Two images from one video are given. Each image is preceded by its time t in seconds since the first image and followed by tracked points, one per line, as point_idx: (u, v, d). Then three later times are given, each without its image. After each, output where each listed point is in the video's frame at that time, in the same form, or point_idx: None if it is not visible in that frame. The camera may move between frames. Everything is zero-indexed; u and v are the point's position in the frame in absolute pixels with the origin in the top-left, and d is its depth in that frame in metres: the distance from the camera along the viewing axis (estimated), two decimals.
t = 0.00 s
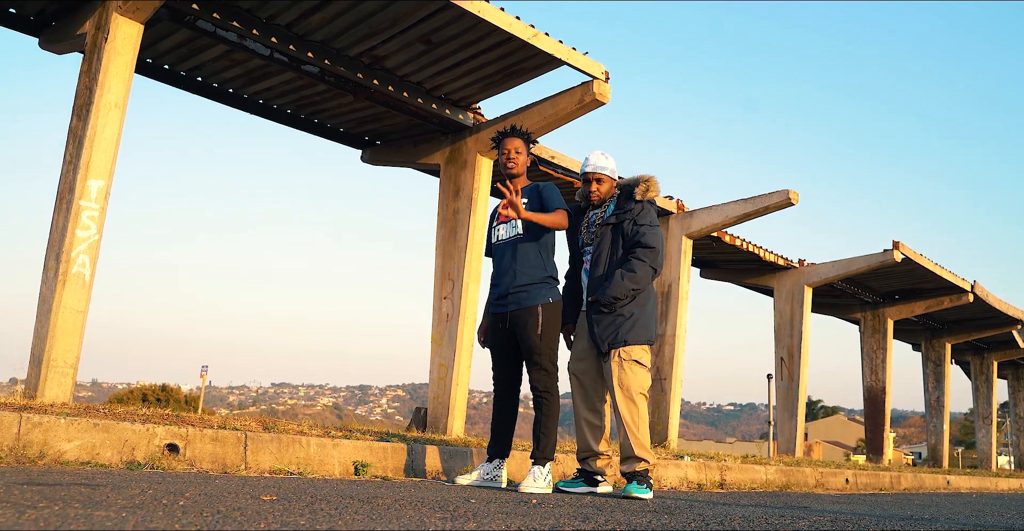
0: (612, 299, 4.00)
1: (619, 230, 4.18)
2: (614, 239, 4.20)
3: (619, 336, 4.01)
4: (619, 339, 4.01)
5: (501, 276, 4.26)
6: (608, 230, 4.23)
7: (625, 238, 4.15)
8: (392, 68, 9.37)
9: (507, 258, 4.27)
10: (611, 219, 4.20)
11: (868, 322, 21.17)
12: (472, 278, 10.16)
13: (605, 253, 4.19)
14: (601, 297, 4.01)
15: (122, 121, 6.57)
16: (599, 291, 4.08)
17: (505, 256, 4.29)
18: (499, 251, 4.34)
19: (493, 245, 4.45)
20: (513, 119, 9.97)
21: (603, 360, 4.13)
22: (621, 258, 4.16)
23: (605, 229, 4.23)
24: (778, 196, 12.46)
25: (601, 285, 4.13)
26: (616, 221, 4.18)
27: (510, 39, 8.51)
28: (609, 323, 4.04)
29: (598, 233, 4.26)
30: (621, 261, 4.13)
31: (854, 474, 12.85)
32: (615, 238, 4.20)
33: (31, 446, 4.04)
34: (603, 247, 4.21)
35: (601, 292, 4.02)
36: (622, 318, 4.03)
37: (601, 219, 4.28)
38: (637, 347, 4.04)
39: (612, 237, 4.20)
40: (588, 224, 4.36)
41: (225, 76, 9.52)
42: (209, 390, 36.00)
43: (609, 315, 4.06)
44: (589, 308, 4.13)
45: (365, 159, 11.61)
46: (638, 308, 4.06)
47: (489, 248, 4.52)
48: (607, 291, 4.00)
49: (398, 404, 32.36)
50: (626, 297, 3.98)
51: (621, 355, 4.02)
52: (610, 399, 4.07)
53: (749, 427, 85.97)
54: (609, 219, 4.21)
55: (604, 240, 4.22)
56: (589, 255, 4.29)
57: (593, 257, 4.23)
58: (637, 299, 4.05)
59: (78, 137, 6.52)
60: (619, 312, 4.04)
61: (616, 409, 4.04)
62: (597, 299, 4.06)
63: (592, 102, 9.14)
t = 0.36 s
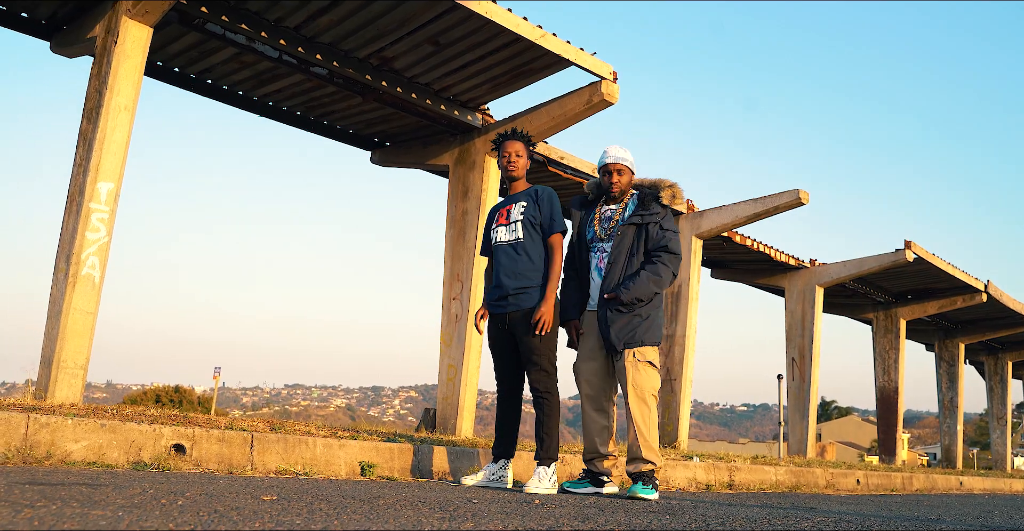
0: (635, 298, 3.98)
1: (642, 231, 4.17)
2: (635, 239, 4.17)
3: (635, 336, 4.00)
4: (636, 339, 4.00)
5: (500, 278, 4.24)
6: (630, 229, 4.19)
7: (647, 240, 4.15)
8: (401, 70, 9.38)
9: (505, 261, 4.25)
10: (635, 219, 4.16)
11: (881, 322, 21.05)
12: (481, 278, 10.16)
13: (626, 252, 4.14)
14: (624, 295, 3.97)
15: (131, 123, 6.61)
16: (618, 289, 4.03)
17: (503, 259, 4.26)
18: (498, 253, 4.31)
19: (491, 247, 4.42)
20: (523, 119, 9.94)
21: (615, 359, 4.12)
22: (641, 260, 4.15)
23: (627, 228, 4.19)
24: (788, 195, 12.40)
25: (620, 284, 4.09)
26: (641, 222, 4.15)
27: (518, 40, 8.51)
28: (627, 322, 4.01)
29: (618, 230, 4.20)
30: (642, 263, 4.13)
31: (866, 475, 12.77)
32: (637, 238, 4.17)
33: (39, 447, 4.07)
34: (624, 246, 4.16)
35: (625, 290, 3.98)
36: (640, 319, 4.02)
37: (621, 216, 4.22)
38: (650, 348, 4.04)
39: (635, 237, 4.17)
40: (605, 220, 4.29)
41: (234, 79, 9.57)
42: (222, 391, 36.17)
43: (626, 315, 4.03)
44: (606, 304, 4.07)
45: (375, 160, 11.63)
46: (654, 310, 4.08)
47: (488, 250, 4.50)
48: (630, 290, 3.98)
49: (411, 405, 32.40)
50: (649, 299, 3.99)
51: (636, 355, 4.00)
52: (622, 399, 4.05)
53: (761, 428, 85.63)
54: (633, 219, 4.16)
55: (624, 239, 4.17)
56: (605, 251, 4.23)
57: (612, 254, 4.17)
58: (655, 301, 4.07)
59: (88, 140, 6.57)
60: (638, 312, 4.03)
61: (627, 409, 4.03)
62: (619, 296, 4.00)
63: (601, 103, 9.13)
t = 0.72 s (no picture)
0: (632, 302, 3.97)
1: (643, 235, 4.16)
2: (636, 242, 4.17)
3: (632, 339, 4.00)
4: (633, 342, 4.00)
5: (494, 281, 4.22)
6: (631, 232, 4.18)
7: (648, 244, 4.14)
8: (404, 71, 9.40)
9: (499, 266, 4.22)
10: (636, 222, 4.15)
11: (889, 322, 20.97)
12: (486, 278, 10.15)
13: (626, 256, 4.15)
14: (621, 300, 3.97)
15: (134, 125, 6.63)
16: (617, 292, 4.03)
17: (497, 263, 4.23)
18: (491, 256, 4.27)
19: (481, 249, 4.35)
20: (527, 120, 9.91)
21: (614, 361, 4.11)
22: (641, 263, 4.14)
23: (628, 231, 4.18)
24: (794, 196, 12.36)
25: (619, 287, 4.09)
26: (642, 225, 4.13)
27: (521, 41, 8.51)
28: (625, 326, 4.02)
29: (619, 233, 4.19)
30: (643, 266, 4.12)
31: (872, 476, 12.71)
32: (637, 241, 4.17)
33: (40, 448, 4.08)
34: (624, 249, 4.16)
35: (622, 294, 3.98)
36: (638, 322, 4.02)
37: (625, 218, 4.19)
38: (649, 350, 4.02)
39: (636, 241, 4.17)
40: (608, 221, 4.28)
41: (239, 81, 9.60)
42: (231, 394, 36.29)
43: (624, 318, 4.03)
44: (604, 307, 4.08)
45: (380, 162, 11.65)
46: (653, 314, 4.06)
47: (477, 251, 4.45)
48: (627, 293, 3.97)
49: (420, 407, 32.40)
50: (647, 303, 3.98)
51: (633, 357, 4.00)
52: (620, 400, 4.05)
53: (770, 429, 85.33)
54: (634, 221, 4.15)
55: (625, 242, 4.17)
56: (607, 253, 4.23)
57: (612, 256, 4.18)
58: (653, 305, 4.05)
59: (93, 142, 6.60)
60: (636, 315, 4.02)
61: (626, 410, 4.02)
62: (616, 300, 4.00)
63: (605, 103, 9.12)
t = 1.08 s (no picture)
0: (621, 299, 4.00)
1: (631, 230, 4.14)
2: (625, 238, 4.17)
3: (628, 338, 4.01)
4: (629, 340, 4.00)
5: (501, 281, 4.22)
6: (620, 229, 4.20)
7: (636, 238, 4.11)
8: (413, 73, 9.42)
9: (506, 266, 4.23)
10: (623, 219, 4.17)
11: (902, 322, 20.83)
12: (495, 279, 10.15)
13: (617, 254, 4.17)
14: (611, 299, 4.03)
15: (144, 128, 6.67)
16: (608, 292, 4.09)
17: (503, 263, 4.24)
18: (498, 256, 4.28)
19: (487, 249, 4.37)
20: (536, 120, 9.90)
21: (617, 360, 4.12)
22: (633, 258, 4.13)
23: (617, 228, 4.22)
24: (805, 195, 12.31)
25: (611, 285, 4.12)
26: (628, 221, 4.15)
27: (529, 41, 8.51)
28: (619, 325, 4.04)
29: (610, 232, 4.24)
30: (634, 261, 4.10)
31: (885, 477, 12.62)
32: (626, 237, 4.17)
33: (50, 448, 4.11)
34: (615, 247, 4.19)
35: (610, 294, 4.03)
36: (632, 320, 4.01)
37: (615, 218, 4.25)
38: (649, 349, 4.00)
39: (625, 236, 4.17)
40: (603, 224, 4.35)
41: (249, 83, 9.65)
42: (244, 394, 36.40)
43: (620, 316, 4.06)
44: (600, 308, 4.14)
45: (390, 164, 11.69)
46: (649, 309, 4.02)
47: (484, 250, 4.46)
48: (616, 292, 4.01)
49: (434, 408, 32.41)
50: (634, 299, 3.97)
51: (632, 357, 3.99)
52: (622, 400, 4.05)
53: (783, 430, 84.93)
54: (620, 219, 4.18)
55: (616, 240, 4.20)
56: (602, 254, 4.28)
57: (605, 256, 4.22)
58: (647, 300, 4.01)
59: (103, 145, 6.65)
60: (629, 313, 4.02)
61: (628, 410, 4.01)
62: (607, 300, 4.06)
63: (613, 103, 9.11)
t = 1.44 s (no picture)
0: (636, 294, 3.95)
1: (642, 227, 4.14)
2: (635, 236, 4.16)
3: (642, 335, 3.98)
4: (641, 338, 3.98)
5: (517, 283, 4.19)
6: (630, 227, 4.19)
7: (647, 236, 4.11)
8: (421, 74, 9.43)
9: (523, 268, 4.20)
10: (633, 217, 4.16)
11: (915, 322, 20.70)
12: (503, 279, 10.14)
13: (628, 252, 4.14)
14: (625, 293, 3.97)
15: (152, 130, 6.71)
16: (621, 287, 4.04)
17: (520, 266, 4.21)
18: (514, 259, 4.23)
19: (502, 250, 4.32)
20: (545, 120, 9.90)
21: (624, 360, 4.10)
22: (643, 255, 4.12)
23: (627, 226, 4.20)
24: (815, 195, 12.25)
25: (623, 282, 4.08)
26: (638, 219, 4.14)
27: (535, 42, 8.51)
28: (632, 321, 4.00)
29: (619, 230, 4.22)
30: (646, 257, 4.09)
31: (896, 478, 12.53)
32: (637, 235, 4.16)
33: (56, 448, 4.14)
34: (625, 245, 4.17)
35: (625, 288, 3.98)
36: (646, 317, 3.99)
37: (622, 217, 4.25)
38: (659, 348, 4.00)
39: (635, 234, 4.16)
40: (607, 224, 4.34)
41: (258, 85, 9.69)
42: (257, 396, 36.55)
43: (633, 313, 4.02)
44: (612, 305, 4.09)
45: (398, 165, 11.71)
46: (660, 306, 4.02)
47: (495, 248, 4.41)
48: (631, 287, 3.96)
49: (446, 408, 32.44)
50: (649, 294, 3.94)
51: (643, 356, 3.98)
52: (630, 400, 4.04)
53: (796, 431, 84.53)
54: (631, 217, 4.17)
55: (625, 238, 4.18)
56: (610, 252, 4.27)
57: (614, 254, 4.19)
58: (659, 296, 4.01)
59: (112, 147, 6.70)
60: (642, 309, 4.00)
61: (636, 409, 4.00)
62: (621, 295, 4.01)
63: (621, 103, 9.10)
